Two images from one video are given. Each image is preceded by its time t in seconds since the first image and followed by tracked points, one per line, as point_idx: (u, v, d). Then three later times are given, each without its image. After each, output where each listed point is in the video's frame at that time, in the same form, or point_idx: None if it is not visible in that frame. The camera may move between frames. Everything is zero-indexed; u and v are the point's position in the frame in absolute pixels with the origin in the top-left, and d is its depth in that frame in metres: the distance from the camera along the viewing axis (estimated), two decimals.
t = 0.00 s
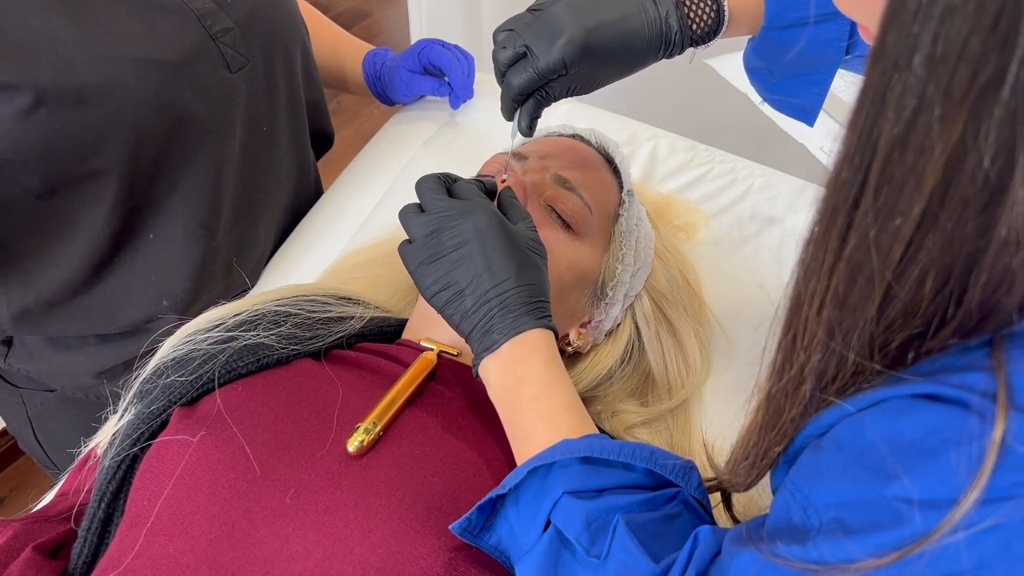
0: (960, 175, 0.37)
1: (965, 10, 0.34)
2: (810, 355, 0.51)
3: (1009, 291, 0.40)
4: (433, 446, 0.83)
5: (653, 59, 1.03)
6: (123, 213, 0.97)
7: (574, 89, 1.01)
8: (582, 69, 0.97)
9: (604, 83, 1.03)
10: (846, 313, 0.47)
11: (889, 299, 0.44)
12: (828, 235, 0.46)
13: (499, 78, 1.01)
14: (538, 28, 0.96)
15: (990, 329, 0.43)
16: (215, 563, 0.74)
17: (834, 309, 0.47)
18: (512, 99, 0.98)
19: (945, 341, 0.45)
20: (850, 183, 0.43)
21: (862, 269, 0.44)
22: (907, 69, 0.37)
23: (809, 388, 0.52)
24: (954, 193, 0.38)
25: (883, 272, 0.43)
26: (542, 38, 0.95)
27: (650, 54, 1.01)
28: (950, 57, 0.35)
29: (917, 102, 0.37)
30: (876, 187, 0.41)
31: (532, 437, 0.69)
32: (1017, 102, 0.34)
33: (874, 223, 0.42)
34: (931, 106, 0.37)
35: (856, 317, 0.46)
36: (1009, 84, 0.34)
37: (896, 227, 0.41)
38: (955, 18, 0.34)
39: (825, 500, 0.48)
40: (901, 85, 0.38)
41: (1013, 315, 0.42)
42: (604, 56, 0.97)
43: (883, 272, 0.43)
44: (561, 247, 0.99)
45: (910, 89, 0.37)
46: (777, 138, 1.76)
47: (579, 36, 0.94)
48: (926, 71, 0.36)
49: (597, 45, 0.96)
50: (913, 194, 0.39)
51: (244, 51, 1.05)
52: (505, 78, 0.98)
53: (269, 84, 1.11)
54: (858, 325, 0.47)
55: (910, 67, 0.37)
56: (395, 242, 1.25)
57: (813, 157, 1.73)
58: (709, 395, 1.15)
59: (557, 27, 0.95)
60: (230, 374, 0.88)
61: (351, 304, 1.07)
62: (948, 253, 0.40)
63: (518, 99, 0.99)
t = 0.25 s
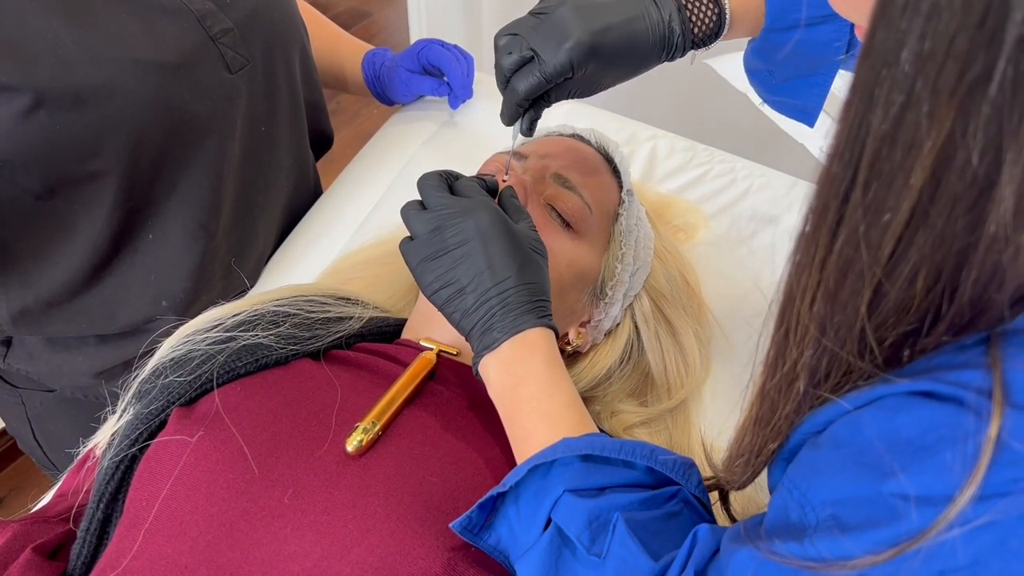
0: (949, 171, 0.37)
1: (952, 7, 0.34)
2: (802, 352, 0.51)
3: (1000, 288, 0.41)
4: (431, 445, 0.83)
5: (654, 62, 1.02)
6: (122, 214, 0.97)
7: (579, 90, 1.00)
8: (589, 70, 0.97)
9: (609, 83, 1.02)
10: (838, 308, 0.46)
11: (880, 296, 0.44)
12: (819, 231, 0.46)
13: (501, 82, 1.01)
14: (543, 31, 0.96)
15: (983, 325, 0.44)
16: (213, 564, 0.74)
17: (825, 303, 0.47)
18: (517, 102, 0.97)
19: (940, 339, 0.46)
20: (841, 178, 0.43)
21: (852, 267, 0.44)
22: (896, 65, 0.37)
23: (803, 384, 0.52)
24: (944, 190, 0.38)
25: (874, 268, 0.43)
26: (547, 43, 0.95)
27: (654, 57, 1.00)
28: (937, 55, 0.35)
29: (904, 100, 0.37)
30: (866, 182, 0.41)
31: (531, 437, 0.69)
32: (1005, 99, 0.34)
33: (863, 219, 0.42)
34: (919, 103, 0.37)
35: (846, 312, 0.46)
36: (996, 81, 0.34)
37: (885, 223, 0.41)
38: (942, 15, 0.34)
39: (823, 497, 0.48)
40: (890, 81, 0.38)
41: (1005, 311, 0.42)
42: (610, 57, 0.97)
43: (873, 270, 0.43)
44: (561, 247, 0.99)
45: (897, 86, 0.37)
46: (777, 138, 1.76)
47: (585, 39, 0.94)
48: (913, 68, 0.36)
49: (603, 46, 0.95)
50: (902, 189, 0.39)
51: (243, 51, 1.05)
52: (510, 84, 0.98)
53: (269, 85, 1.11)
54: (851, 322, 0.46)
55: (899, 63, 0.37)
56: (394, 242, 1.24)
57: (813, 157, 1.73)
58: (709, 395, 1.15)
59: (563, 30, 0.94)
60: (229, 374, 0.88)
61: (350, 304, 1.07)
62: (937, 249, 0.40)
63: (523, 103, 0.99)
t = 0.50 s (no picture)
0: (949, 168, 0.38)
1: (952, 5, 0.34)
2: (802, 350, 0.51)
3: (1000, 285, 0.41)
4: (431, 445, 0.83)
5: (649, 64, 1.03)
6: (123, 214, 0.97)
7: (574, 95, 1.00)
8: (587, 76, 0.97)
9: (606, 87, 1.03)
10: (839, 305, 0.46)
11: (880, 294, 0.45)
12: (819, 229, 0.46)
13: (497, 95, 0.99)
14: (539, 40, 0.95)
15: (985, 322, 0.44)
16: (212, 563, 0.74)
17: (827, 301, 0.47)
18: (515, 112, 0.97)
19: (941, 337, 0.46)
20: (841, 176, 0.43)
21: (853, 264, 0.44)
22: (895, 62, 0.37)
23: (804, 383, 0.52)
24: (946, 185, 0.38)
25: (874, 266, 0.43)
26: (544, 53, 0.94)
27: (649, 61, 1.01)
28: (937, 52, 0.35)
29: (903, 97, 0.37)
30: (866, 179, 0.41)
31: (531, 435, 0.69)
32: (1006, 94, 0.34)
33: (863, 216, 0.42)
34: (919, 100, 0.37)
35: (847, 309, 0.46)
36: (996, 78, 0.34)
37: (886, 220, 0.41)
38: (942, 14, 0.35)
39: (825, 495, 0.48)
40: (889, 78, 0.38)
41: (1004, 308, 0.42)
42: (609, 62, 0.97)
43: (874, 267, 0.43)
44: (560, 246, 0.99)
45: (896, 83, 0.38)
46: (776, 138, 1.76)
47: (582, 47, 0.94)
48: (913, 65, 0.36)
49: (602, 53, 0.96)
50: (902, 185, 0.39)
51: (244, 51, 1.05)
52: (507, 94, 0.97)
53: (269, 85, 1.11)
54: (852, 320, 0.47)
55: (898, 60, 0.37)
56: (394, 241, 1.24)
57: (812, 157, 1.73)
58: (708, 395, 1.15)
59: (560, 38, 0.94)
60: (228, 373, 0.88)
61: (350, 304, 1.07)
62: (937, 245, 0.40)
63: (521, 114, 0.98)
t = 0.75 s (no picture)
0: (936, 170, 0.38)
1: (938, 6, 0.34)
2: (792, 352, 0.51)
3: (989, 287, 0.41)
4: (428, 445, 0.83)
5: (648, 63, 1.03)
6: (121, 214, 0.97)
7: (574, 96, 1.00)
8: (583, 77, 0.97)
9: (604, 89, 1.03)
10: (829, 307, 0.46)
11: (871, 297, 0.45)
12: (809, 231, 0.45)
13: (496, 92, 1.00)
14: (535, 42, 0.95)
15: (975, 324, 0.44)
16: (209, 564, 0.74)
17: (818, 303, 0.47)
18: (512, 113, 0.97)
19: (931, 339, 0.46)
20: (829, 179, 0.42)
21: (843, 267, 0.44)
22: (882, 64, 0.37)
23: (796, 385, 0.52)
24: (933, 189, 0.38)
25: (864, 269, 0.43)
26: (540, 54, 0.94)
27: (647, 61, 1.02)
28: (923, 54, 0.35)
29: (891, 100, 0.37)
30: (855, 183, 0.41)
31: (527, 435, 0.69)
32: (992, 97, 0.34)
33: (852, 218, 0.42)
34: (906, 103, 0.37)
35: (837, 313, 0.46)
36: (982, 80, 0.34)
37: (874, 222, 0.41)
38: (928, 15, 0.34)
39: (819, 497, 0.48)
40: (877, 81, 0.38)
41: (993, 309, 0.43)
42: (605, 63, 0.97)
43: (862, 270, 0.43)
44: (559, 246, 0.99)
45: (883, 85, 0.37)
46: (774, 139, 1.76)
47: (578, 50, 0.94)
48: (901, 68, 0.36)
49: (598, 55, 0.96)
50: (891, 188, 0.39)
51: (243, 52, 1.05)
52: (504, 94, 0.97)
53: (267, 85, 1.11)
54: (842, 323, 0.47)
55: (885, 62, 0.37)
56: (392, 242, 1.24)
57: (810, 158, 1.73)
58: (706, 395, 1.16)
59: (556, 40, 0.94)
60: (226, 373, 0.89)
61: (348, 304, 1.07)
62: (925, 249, 0.41)
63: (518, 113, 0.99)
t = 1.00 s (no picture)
0: (922, 173, 0.38)
1: (921, 12, 0.34)
2: (782, 353, 0.51)
3: (976, 289, 0.41)
4: (426, 446, 0.83)
5: (642, 75, 1.03)
6: (120, 215, 0.97)
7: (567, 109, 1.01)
8: (576, 91, 0.98)
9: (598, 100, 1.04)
10: (817, 311, 0.47)
11: (860, 299, 0.45)
12: (795, 236, 0.46)
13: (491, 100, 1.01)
14: (527, 54, 0.96)
15: (963, 324, 0.44)
16: (206, 564, 0.74)
17: (808, 305, 0.47)
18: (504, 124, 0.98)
19: (921, 342, 0.46)
20: (817, 182, 0.43)
21: (831, 270, 0.44)
22: (868, 68, 0.38)
23: (787, 388, 0.53)
24: (917, 195, 0.39)
25: (851, 272, 0.43)
26: (531, 65, 0.95)
27: (642, 71, 1.01)
28: (907, 59, 0.36)
29: (877, 103, 0.38)
30: (842, 185, 0.41)
31: (526, 434, 0.69)
32: (974, 103, 0.35)
33: (840, 219, 0.42)
34: (891, 106, 0.37)
35: (828, 316, 0.46)
36: (965, 84, 0.34)
37: (861, 224, 0.41)
38: (911, 20, 0.35)
39: (812, 499, 0.48)
40: (862, 86, 0.38)
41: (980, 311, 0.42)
42: (599, 76, 0.98)
43: (851, 274, 0.43)
44: (558, 246, 0.99)
45: (869, 91, 0.38)
46: (773, 139, 1.76)
47: (569, 63, 0.94)
48: (886, 73, 0.37)
49: (591, 68, 0.96)
50: (876, 191, 0.40)
51: (242, 53, 1.05)
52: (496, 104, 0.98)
53: (266, 86, 1.11)
54: (831, 325, 0.46)
55: (870, 68, 0.38)
56: (391, 242, 1.24)
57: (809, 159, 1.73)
58: (704, 396, 1.16)
59: (547, 54, 0.95)
60: (224, 373, 0.89)
61: (347, 304, 1.07)
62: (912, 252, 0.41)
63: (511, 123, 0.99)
